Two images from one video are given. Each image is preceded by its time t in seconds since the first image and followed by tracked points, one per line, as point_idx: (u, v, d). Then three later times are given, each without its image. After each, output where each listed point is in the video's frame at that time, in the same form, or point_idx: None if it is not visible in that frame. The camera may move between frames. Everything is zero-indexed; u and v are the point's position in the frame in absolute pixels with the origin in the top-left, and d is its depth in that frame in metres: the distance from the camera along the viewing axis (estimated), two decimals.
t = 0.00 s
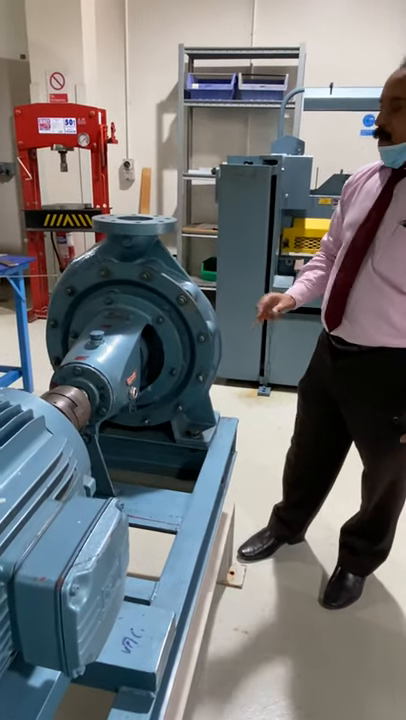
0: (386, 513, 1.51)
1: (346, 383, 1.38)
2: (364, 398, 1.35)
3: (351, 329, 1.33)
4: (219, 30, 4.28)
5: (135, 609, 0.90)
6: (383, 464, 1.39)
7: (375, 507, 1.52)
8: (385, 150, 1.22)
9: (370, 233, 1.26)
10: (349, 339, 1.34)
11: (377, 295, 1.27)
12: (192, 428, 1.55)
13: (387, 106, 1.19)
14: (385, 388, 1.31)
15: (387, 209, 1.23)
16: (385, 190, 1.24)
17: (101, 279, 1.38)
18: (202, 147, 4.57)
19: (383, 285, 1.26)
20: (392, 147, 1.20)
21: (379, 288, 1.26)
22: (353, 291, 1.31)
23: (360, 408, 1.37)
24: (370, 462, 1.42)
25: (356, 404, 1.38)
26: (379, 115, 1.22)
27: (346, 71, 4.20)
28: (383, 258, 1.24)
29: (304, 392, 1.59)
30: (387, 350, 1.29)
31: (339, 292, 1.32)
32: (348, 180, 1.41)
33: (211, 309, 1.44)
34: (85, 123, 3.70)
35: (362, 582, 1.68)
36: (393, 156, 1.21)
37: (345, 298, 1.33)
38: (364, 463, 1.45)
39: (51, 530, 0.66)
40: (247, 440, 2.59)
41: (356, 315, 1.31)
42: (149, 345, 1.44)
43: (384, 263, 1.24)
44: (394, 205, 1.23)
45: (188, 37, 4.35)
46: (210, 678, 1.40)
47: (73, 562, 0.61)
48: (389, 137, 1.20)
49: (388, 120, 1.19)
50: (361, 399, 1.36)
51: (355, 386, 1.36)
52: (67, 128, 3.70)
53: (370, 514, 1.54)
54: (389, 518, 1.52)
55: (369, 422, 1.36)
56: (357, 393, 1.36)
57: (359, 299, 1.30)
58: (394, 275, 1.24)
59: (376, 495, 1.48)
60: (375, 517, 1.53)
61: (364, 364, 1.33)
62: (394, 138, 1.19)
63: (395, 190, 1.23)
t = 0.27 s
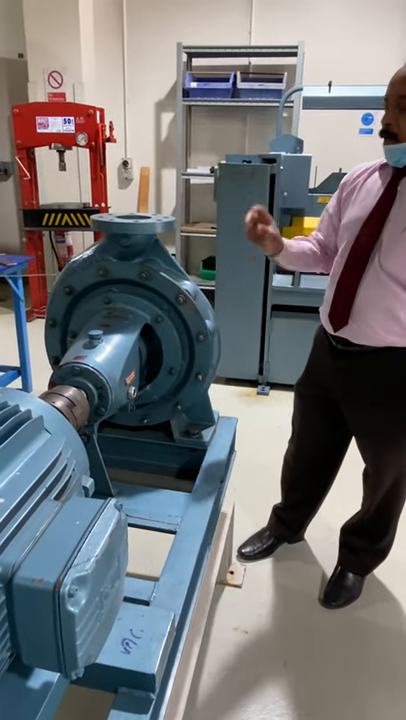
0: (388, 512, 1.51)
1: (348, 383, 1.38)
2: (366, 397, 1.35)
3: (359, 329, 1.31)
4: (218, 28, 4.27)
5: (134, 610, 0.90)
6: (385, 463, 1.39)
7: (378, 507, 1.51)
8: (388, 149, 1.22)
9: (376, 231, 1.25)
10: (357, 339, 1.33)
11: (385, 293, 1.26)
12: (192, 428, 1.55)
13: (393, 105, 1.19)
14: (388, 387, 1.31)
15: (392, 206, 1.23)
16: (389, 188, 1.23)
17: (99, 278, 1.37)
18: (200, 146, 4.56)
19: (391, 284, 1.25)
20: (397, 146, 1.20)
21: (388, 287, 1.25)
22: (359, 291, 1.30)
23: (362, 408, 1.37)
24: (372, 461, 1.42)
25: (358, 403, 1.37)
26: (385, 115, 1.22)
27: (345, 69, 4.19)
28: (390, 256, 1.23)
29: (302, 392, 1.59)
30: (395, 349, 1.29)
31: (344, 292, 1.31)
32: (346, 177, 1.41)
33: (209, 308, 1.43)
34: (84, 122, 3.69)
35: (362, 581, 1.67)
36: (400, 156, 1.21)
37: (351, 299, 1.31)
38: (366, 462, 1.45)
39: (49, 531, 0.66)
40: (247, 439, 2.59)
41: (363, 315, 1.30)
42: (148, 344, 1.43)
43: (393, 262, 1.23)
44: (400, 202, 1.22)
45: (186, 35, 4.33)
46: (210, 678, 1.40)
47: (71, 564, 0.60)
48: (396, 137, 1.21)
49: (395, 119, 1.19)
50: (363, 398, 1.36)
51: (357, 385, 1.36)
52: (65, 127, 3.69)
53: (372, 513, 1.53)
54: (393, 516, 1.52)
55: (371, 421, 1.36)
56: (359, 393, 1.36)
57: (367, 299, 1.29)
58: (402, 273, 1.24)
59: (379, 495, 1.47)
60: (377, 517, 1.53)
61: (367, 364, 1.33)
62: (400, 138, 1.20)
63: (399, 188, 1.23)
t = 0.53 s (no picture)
0: (389, 511, 1.51)
1: (348, 383, 1.38)
2: (367, 397, 1.35)
3: (361, 329, 1.31)
4: (216, 26, 4.26)
5: (134, 610, 0.90)
6: (386, 463, 1.39)
7: (379, 507, 1.51)
8: (390, 152, 1.22)
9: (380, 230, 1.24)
10: (359, 339, 1.32)
11: (387, 293, 1.26)
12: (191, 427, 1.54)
13: (391, 109, 1.19)
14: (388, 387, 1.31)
15: (395, 206, 1.22)
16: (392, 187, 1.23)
17: (98, 278, 1.37)
18: (199, 145, 4.55)
19: (394, 284, 1.25)
20: (398, 150, 1.20)
21: (391, 287, 1.25)
22: (362, 291, 1.29)
23: (362, 408, 1.37)
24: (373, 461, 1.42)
25: (359, 403, 1.37)
26: (383, 118, 1.22)
27: (343, 68, 4.19)
28: (394, 255, 1.23)
29: (301, 392, 1.58)
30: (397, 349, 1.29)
31: (347, 291, 1.30)
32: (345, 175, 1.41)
33: (209, 307, 1.43)
34: (82, 121, 3.68)
35: (362, 580, 1.67)
36: (399, 160, 1.21)
37: (353, 298, 1.30)
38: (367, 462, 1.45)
39: (49, 531, 0.66)
40: (246, 439, 2.58)
41: (366, 315, 1.29)
42: (147, 344, 1.43)
43: (396, 261, 1.23)
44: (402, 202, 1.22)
45: (185, 34, 4.33)
46: (210, 678, 1.40)
47: (71, 564, 0.60)
48: (395, 140, 1.21)
49: (393, 123, 1.19)
50: (363, 398, 1.36)
51: (357, 385, 1.36)
52: (64, 126, 3.68)
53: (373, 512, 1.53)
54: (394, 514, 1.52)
55: (372, 421, 1.36)
56: (359, 392, 1.36)
57: (369, 299, 1.28)
58: None
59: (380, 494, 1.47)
60: (378, 516, 1.53)
61: (367, 363, 1.33)
62: (400, 141, 1.20)
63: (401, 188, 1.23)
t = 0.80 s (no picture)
0: (389, 510, 1.51)
1: (348, 383, 1.37)
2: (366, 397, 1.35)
3: (359, 328, 1.31)
4: (214, 25, 4.26)
5: (135, 610, 0.89)
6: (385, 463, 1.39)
7: (378, 506, 1.51)
8: (383, 156, 1.22)
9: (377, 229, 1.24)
10: (357, 337, 1.32)
11: (385, 292, 1.25)
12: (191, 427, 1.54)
13: (380, 115, 1.20)
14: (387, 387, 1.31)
15: (393, 205, 1.22)
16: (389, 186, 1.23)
17: (97, 277, 1.36)
18: (197, 144, 4.55)
19: (393, 282, 1.24)
20: (390, 154, 1.21)
21: (388, 286, 1.25)
22: (360, 290, 1.29)
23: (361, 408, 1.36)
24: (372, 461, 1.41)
25: (358, 403, 1.37)
26: (373, 124, 1.23)
27: (342, 67, 4.18)
28: (392, 254, 1.23)
29: (301, 392, 1.58)
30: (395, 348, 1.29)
31: (345, 290, 1.30)
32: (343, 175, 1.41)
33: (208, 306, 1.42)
34: (80, 120, 3.68)
35: (362, 579, 1.67)
36: (392, 164, 1.22)
37: (351, 297, 1.30)
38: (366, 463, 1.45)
39: (50, 532, 0.65)
40: (246, 438, 2.58)
41: (364, 313, 1.29)
42: (147, 344, 1.43)
43: (394, 260, 1.23)
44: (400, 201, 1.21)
45: (183, 33, 4.32)
46: (211, 678, 1.39)
47: (72, 565, 0.59)
48: (386, 145, 1.22)
49: (383, 129, 1.20)
50: (362, 398, 1.35)
51: (356, 386, 1.36)
52: (62, 125, 3.67)
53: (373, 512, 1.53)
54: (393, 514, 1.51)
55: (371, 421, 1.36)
56: (359, 393, 1.36)
57: (367, 298, 1.28)
58: (404, 272, 1.23)
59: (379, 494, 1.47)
60: (377, 515, 1.52)
61: (367, 363, 1.32)
62: (390, 145, 1.21)
63: (398, 187, 1.22)
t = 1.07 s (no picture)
0: (387, 510, 1.50)
1: (347, 383, 1.37)
2: (365, 397, 1.34)
3: (356, 327, 1.31)
4: (213, 24, 4.26)
5: (135, 611, 0.89)
6: (384, 463, 1.39)
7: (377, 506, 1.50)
8: (378, 148, 1.22)
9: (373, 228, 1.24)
10: (355, 337, 1.32)
11: (382, 291, 1.25)
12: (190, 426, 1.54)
13: (376, 108, 1.20)
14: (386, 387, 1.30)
15: (389, 203, 1.22)
16: (385, 184, 1.23)
17: (96, 277, 1.36)
18: (196, 143, 4.54)
19: (389, 282, 1.24)
20: (384, 146, 1.21)
21: (385, 285, 1.24)
22: (357, 289, 1.29)
23: (360, 408, 1.36)
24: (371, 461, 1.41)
25: (357, 404, 1.37)
26: (369, 118, 1.24)
27: (341, 66, 4.18)
28: (388, 253, 1.22)
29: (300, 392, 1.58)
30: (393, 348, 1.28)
31: (342, 289, 1.30)
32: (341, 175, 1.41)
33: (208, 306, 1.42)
34: (79, 119, 3.67)
35: (362, 578, 1.67)
36: (385, 156, 1.22)
37: (348, 296, 1.30)
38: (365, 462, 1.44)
39: (50, 533, 0.65)
40: (245, 438, 2.58)
41: (361, 313, 1.29)
42: (146, 344, 1.42)
43: (390, 259, 1.22)
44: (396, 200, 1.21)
45: (181, 32, 4.31)
46: (211, 678, 1.39)
47: (72, 566, 0.59)
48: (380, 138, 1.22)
49: (377, 121, 1.20)
50: (362, 399, 1.35)
51: (355, 386, 1.35)
52: (61, 124, 3.67)
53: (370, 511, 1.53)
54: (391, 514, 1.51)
55: (370, 422, 1.35)
56: (358, 393, 1.35)
57: (364, 297, 1.28)
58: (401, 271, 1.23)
59: (377, 493, 1.47)
60: (376, 514, 1.52)
61: (365, 363, 1.32)
62: (385, 138, 1.21)
63: (394, 185, 1.22)
